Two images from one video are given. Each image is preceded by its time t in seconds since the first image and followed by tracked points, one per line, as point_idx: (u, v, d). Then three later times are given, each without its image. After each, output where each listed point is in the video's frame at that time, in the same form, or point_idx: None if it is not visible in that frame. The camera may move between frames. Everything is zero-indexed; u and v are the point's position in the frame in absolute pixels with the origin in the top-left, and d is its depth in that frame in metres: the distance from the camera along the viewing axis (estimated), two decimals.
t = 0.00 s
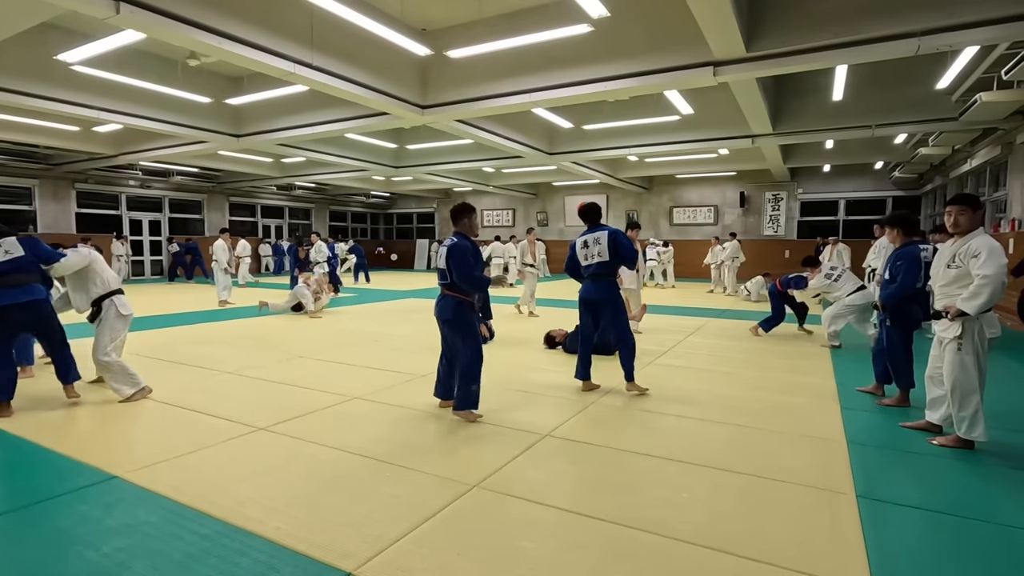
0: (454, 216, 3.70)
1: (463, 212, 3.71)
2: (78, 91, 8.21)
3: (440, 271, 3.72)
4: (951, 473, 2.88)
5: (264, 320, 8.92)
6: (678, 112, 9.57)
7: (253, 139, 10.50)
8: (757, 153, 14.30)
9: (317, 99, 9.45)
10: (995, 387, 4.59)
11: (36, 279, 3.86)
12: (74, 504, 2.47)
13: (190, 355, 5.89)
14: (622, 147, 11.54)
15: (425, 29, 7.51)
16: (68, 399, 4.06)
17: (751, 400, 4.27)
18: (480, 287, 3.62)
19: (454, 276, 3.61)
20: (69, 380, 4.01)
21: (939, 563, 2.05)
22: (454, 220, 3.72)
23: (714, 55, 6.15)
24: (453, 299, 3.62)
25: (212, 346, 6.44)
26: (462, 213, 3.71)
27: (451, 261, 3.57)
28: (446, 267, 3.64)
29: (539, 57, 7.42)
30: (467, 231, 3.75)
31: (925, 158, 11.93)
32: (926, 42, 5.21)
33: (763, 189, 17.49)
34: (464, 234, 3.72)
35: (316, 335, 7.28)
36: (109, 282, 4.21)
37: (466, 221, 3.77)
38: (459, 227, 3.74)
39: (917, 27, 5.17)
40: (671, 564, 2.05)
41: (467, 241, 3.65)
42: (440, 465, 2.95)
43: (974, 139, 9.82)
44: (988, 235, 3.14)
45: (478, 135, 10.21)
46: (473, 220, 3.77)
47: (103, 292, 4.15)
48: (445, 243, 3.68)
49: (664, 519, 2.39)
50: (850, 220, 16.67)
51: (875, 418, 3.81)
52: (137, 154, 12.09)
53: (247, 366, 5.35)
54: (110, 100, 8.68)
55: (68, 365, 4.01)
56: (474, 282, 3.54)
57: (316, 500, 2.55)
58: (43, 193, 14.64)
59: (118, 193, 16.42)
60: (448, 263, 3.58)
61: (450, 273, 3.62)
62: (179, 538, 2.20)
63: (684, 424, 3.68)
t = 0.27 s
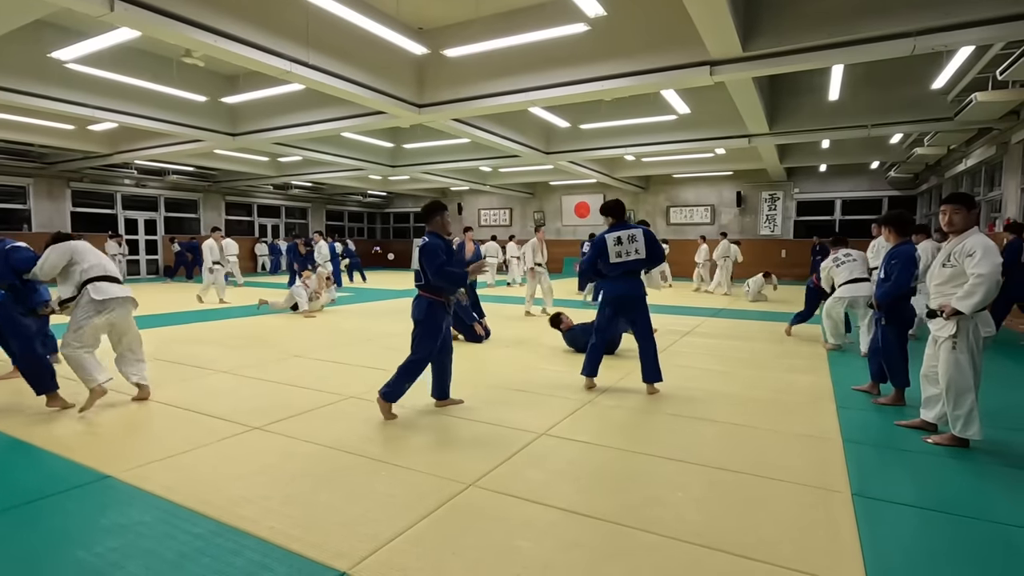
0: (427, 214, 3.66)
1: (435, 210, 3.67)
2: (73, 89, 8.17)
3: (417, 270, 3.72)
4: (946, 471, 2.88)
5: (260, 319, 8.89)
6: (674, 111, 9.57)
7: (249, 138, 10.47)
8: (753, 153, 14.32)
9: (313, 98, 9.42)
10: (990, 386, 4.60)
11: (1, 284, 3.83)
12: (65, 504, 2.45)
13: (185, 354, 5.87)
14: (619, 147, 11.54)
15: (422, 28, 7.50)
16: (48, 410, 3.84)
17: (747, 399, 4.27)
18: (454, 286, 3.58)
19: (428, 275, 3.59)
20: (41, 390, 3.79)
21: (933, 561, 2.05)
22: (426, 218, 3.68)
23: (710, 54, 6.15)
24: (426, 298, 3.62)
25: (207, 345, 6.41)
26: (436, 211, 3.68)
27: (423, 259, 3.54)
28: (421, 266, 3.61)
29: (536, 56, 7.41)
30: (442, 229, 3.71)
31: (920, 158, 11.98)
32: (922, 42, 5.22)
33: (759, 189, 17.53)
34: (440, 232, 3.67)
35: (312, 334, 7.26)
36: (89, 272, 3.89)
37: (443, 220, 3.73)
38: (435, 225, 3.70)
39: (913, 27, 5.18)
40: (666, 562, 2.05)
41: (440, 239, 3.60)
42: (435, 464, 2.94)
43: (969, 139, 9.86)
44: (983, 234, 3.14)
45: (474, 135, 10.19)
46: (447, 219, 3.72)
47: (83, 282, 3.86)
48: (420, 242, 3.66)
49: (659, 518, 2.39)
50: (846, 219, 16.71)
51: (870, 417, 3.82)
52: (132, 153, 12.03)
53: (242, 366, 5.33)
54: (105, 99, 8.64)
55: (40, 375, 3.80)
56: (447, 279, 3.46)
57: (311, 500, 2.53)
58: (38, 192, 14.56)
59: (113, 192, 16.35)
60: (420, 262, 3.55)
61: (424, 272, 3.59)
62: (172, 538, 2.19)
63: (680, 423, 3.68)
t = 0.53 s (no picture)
0: (413, 213, 3.66)
1: (421, 210, 3.67)
2: (68, 88, 8.13)
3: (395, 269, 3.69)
4: (942, 471, 2.89)
5: (257, 319, 8.86)
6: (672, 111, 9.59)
7: (246, 137, 10.44)
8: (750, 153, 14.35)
9: (310, 97, 9.40)
10: (986, 385, 4.62)
11: None
12: (59, 505, 2.44)
13: (181, 354, 5.84)
14: (617, 146, 11.54)
15: (419, 27, 7.49)
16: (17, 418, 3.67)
17: (745, 398, 4.28)
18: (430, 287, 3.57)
19: (407, 274, 3.57)
20: (4, 402, 3.50)
21: (929, 561, 2.05)
22: (412, 217, 3.68)
23: (708, 54, 6.16)
24: (401, 297, 3.59)
25: (204, 345, 6.39)
26: (423, 211, 3.68)
27: (404, 259, 3.52)
28: (401, 265, 3.60)
29: (534, 56, 7.41)
30: (425, 230, 3.70)
31: (916, 158, 12.02)
32: (918, 42, 5.22)
33: (756, 189, 17.56)
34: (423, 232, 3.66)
35: (309, 334, 7.24)
36: (44, 286, 3.45)
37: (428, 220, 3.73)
38: (420, 225, 3.70)
39: (910, 27, 5.19)
40: (663, 562, 2.05)
41: (424, 240, 3.60)
42: (433, 464, 2.94)
43: (965, 140, 9.90)
44: (979, 234, 3.14)
45: (472, 134, 10.18)
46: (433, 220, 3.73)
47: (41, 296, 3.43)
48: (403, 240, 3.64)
49: (657, 517, 2.39)
50: (843, 219, 16.75)
51: (867, 417, 3.82)
52: (128, 152, 11.99)
53: (239, 366, 5.31)
54: (101, 97, 8.60)
55: (5, 386, 3.50)
56: (426, 279, 3.45)
57: (308, 500, 2.52)
58: (33, 191, 14.49)
59: (109, 192, 16.29)
60: (401, 259, 3.53)
61: (404, 271, 3.57)
62: (168, 539, 2.18)
63: (678, 423, 3.67)
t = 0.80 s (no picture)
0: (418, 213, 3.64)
1: (425, 210, 3.67)
2: (63, 86, 8.09)
3: (394, 268, 3.66)
4: (938, 470, 2.90)
5: (254, 318, 8.84)
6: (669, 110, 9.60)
7: (242, 136, 10.40)
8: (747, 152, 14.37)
9: (307, 96, 9.38)
10: (981, 384, 4.64)
11: None
12: (53, 506, 2.42)
13: (177, 354, 5.83)
14: (614, 146, 11.54)
15: (416, 26, 7.48)
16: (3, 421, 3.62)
17: (741, 398, 4.29)
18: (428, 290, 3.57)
19: (407, 275, 3.54)
20: None
21: (924, 560, 2.06)
22: (416, 216, 3.66)
23: (705, 54, 6.16)
24: (398, 297, 3.57)
25: (200, 345, 6.37)
26: (427, 211, 3.67)
27: (406, 259, 3.49)
28: (401, 265, 3.57)
29: (530, 55, 7.41)
30: (427, 231, 3.69)
31: (912, 158, 12.05)
32: (914, 42, 5.24)
33: (753, 188, 17.60)
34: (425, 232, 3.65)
35: (306, 334, 7.22)
36: (42, 281, 3.41)
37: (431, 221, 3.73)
38: (424, 225, 3.70)
39: (906, 27, 5.20)
40: (659, 561, 2.06)
41: (425, 241, 3.58)
42: (430, 464, 2.93)
43: (961, 140, 9.93)
44: (973, 234, 3.15)
45: (469, 133, 10.17)
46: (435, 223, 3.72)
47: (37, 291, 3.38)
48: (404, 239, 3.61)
49: (652, 516, 2.39)
50: (839, 219, 16.79)
51: (863, 416, 3.84)
52: (124, 151, 11.94)
53: (235, 366, 5.30)
54: (96, 96, 8.56)
55: None
56: (427, 282, 3.42)
57: (304, 500, 2.52)
58: (28, 190, 14.42)
59: (104, 191, 16.22)
60: (402, 260, 3.50)
61: (404, 271, 3.55)
62: (163, 540, 2.17)
63: (675, 422, 3.68)
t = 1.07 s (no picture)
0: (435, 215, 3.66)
1: (445, 214, 3.69)
2: (58, 85, 8.05)
3: (406, 267, 3.66)
4: (933, 470, 2.91)
5: (250, 318, 8.80)
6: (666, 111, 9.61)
7: (238, 135, 10.36)
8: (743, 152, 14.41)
9: (303, 95, 9.35)
10: (974, 384, 4.67)
11: None
12: (48, 507, 2.41)
13: (173, 354, 5.80)
14: (611, 146, 11.55)
15: (413, 26, 7.48)
16: None
17: (738, 398, 4.29)
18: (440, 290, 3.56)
19: (419, 274, 3.55)
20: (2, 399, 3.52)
21: (920, 560, 2.07)
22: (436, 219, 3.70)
23: (701, 55, 6.17)
24: (412, 297, 3.56)
25: (196, 345, 6.35)
26: (445, 214, 3.70)
27: (418, 258, 3.51)
28: (413, 264, 3.57)
29: (528, 55, 7.41)
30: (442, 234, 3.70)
31: (907, 159, 12.11)
32: (910, 44, 5.26)
33: (749, 189, 17.64)
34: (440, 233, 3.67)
35: (302, 333, 7.20)
36: (68, 280, 3.50)
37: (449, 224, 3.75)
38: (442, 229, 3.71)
39: (902, 29, 5.22)
40: (655, 561, 2.06)
41: (439, 241, 3.60)
42: (428, 464, 2.93)
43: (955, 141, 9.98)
44: (969, 234, 3.17)
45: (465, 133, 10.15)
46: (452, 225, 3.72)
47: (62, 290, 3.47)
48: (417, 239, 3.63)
49: (649, 517, 2.39)
50: (834, 220, 16.84)
51: (859, 416, 3.85)
52: (119, 150, 11.88)
53: (231, 366, 5.27)
54: (91, 95, 8.51)
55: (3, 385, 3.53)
56: (438, 279, 3.39)
57: (300, 501, 2.51)
58: (22, 189, 14.33)
59: (99, 190, 16.13)
60: (414, 258, 3.52)
61: (417, 270, 3.55)
62: (158, 540, 2.16)
63: (672, 422, 3.68)
